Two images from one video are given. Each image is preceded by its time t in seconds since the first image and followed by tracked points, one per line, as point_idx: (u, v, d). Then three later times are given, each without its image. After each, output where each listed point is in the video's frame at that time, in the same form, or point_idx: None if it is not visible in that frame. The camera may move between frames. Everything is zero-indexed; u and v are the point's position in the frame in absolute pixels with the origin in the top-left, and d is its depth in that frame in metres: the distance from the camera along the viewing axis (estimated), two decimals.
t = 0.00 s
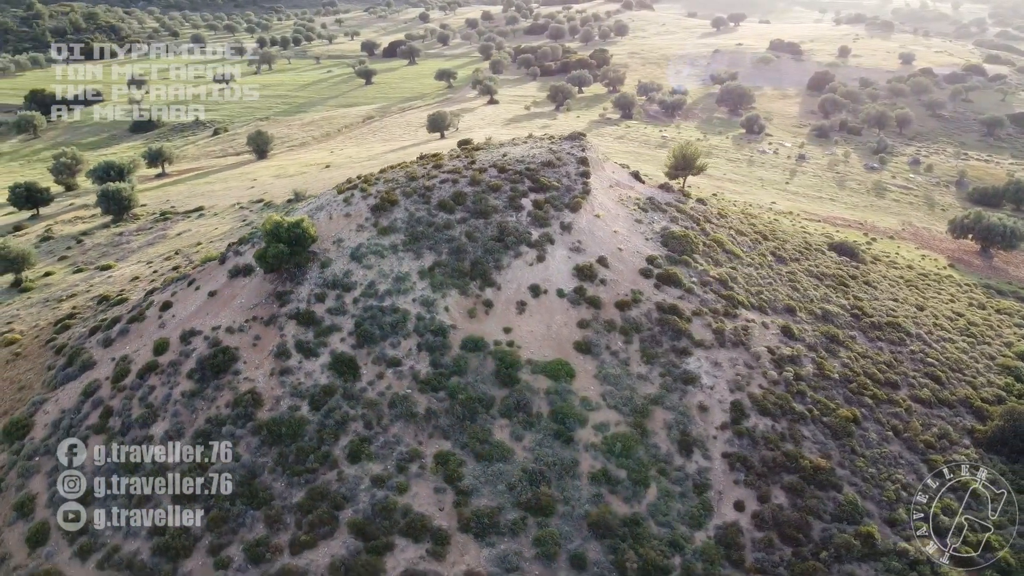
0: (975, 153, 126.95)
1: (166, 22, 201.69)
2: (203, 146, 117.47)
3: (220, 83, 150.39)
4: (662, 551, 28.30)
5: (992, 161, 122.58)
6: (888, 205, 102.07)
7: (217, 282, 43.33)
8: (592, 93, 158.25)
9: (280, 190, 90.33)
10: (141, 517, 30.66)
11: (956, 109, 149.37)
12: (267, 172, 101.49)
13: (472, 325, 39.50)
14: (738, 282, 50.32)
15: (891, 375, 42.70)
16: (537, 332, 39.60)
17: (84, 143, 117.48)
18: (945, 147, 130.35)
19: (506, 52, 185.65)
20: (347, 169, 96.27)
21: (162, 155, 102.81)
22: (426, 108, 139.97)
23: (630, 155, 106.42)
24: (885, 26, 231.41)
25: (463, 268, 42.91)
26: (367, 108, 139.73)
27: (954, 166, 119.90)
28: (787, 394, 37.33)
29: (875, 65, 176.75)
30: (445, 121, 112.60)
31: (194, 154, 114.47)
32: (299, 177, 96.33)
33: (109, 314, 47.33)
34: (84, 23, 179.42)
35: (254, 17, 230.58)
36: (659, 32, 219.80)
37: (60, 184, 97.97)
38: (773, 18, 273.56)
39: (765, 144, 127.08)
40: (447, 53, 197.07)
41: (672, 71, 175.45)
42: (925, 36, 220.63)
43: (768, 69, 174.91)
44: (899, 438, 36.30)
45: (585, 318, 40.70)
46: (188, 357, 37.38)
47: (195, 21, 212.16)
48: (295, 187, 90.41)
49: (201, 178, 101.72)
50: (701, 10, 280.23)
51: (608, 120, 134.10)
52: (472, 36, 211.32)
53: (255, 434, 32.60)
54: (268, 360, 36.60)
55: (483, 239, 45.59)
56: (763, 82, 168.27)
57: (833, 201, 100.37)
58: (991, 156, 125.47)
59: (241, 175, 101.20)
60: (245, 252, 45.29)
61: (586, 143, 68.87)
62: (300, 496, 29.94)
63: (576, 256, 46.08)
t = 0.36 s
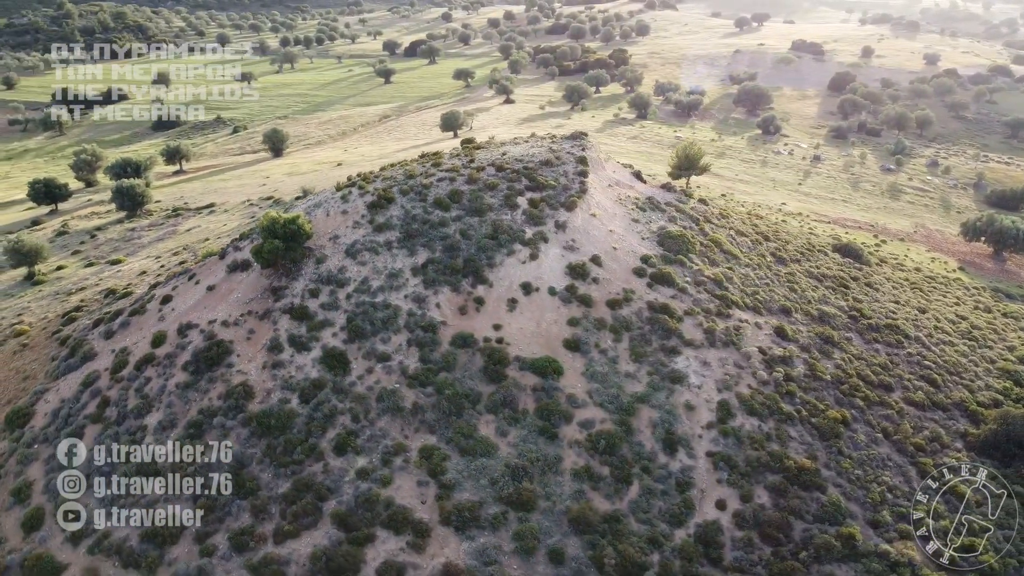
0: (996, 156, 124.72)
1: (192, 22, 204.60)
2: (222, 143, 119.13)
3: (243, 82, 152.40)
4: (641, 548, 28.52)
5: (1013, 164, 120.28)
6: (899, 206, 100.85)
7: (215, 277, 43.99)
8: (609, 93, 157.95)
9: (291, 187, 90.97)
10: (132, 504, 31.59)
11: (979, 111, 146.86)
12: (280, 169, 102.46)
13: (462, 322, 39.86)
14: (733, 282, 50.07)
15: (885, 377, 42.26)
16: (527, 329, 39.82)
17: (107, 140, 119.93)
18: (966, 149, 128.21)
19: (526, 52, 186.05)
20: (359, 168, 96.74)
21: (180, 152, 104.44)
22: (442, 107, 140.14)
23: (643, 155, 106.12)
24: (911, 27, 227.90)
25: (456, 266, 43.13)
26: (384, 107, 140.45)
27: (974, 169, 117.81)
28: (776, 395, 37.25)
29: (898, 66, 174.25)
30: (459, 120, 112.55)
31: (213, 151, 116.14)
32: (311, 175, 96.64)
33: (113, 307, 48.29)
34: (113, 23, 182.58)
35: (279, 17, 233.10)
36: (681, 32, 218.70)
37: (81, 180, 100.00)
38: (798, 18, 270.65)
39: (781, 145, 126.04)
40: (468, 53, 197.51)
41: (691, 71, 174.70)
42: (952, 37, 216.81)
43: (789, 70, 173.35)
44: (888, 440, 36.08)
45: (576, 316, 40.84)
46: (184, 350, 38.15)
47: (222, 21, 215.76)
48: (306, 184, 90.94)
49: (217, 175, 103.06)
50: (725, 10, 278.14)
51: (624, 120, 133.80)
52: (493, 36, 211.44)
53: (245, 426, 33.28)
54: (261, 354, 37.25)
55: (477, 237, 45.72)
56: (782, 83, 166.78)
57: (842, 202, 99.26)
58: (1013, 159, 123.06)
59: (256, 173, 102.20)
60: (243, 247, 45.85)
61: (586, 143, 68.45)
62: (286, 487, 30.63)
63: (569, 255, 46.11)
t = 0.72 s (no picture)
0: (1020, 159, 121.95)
1: (219, 21, 207.14)
2: (241, 141, 120.70)
3: (265, 81, 154.03)
4: (618, 544, 28.90)
5: None
6: (911, 209, 99.42)
7: (213, 271, 44.62)
8: (626, 93, 157.32)
9: (302, 184, 91.64)
10: (129, 498, 32.06)
11: (1006, 113, 143.57)
12: (294, 167, 103.32)
13: (453, 318, 40.21)
14: (727, 282, 49.80)
15: (878, 379, 41.86)
16: (516, 326, 40.06)
17: (131, 138, 122.15)
18: (989, 152, 125.58)
19: (547, 52, 186.15)
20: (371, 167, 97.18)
21: (198, 150, 106.12)
22: (459, 106, 140.19)
23: (656, 155, 105.59)
24: (940, 27, 223.37)
25: (449, 263, 43.33)
26: (402, 106, 140.96)
27: (996, 172, 115.38)
28: (764, 395, 37.17)
29: (924, 67, 171.07)
30: (472, 120, 112.31)
31: (232, 149, 117.69)
32: (322, 172, 96.98)
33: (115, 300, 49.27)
34: (142, 22, 185.10)
35: (304, 16, 235.53)
36: (703, 32, 217.16)
37: (101, 177, 101.96)
38: (825, 18, 266.65)
39: (797, 146, 124.73)
40: (489, 53, 197.68)
41: (712, 71, 173.53)
42: (982, 37, 212.23)
43: (810, 70, 171.30)
44: (876, 442, 35.88)
45: (566, 313, 40.94)
46: (180, 342, 38.94)
47: (249, 21, 219.07)
48: (317, 181, 91.57)
49: (233, 172, 104.38)
50: (751, 10, 275.23)
51: (640, 119, 133.27)
52: (515, 35, 211.19)
53: (235, 417, 34.04)
54: (254, 347, 37.92)
55: (470, 234, 45.69)
56: (804, 83, 164.92)
57: (852, 204, 97.99)
58: None
59: (270, 171, 103.10)
60: (241, 242, 46.44)
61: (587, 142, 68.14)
62: (272, 477, 31.37)
63: (562, 253, 46.13)
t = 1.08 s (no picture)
0: None
1: (244, 21, 210.05)
2: (259, 139, 122.26)
3: (286, 80, 155.85)
4: (596, 540, 29.21)
5: None
6: (922, 211, 98.05)
7: (212, 266, 45.29)
8: (643, 93, 156.80)
9: (313, 181, 92.34)
10: (130, 499, 32.04)
11: None
12: (306, 165, 104.18)
13: (443, 314, 40.61)
14: (721, 282, 49.62)
15: (869, 381, 41.56)
16: (505, 323, 40.39)
17: (153, 135, 124.25)
18: (1010, 155, 123.04)
19: (566, 52, 186.37)
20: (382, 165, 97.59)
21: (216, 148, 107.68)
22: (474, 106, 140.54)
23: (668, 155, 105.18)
24: (968, 28, 218.99)
25: (442, 260, 43.61)
26: (418, 105, 141.61)
27: (1016, 175, 113.06)
28: (751, 395, 37.14)
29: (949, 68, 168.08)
30: (484, 119, 112.53)
31: (249, 147, 119.16)
32: (333, 170, 97.46)
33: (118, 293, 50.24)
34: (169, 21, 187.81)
35: (328, 15, 237.82)
36: (725, 32, 215.87)
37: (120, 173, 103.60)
38: (851, 18, 263.00)
39: (811, 147, 123.61)
40: (509, 53, 197.83)
41: (731, 72, 172.68)
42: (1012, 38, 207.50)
43: (831, 70, 169.32)
44: (863, 444, 35.72)
45: (555, 311, 41.13)
46: (176, 334, 39.74)
47: (274, 20, 221.83)
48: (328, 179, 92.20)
49: (248, 170, 105.65)
50: (775, 10, 272.57)
51: (655, 120, 133.01)
52: (535, 35, 210.93)
53: (225, 408, 34.79)
54: (248, 341, 38.64)
55: (464, 232, 45.92)
56: (823, 84, 163.35)
57: (862, 205, 96.80)
58: None
59: (282, 168, 103.94)
60: (239, 238, 47.08)
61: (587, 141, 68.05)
62: (259, 467, 32.10)
63: (555, 251, 46.30)
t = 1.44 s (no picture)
0: None
1: (269, 20, 212.57)
2: (275, 137, 123.61)
3: (308, 79, 157.27)
4: (572, 535, 29.50)
5: None
6: (934, 214, 96.56)
7: (210, 260, 45.96)
8: (661, 93, 155.94)
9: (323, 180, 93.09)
10: (130, 499, 32.38)
11: None
12: (318, 163, 105.07)
13: (433, 310, 41.01)
14: (715, 282, 49.42)
15: (860, 382, 41.22)
16: (494, 320, 40.73)
17: (175, 132, 126.94)
18: None
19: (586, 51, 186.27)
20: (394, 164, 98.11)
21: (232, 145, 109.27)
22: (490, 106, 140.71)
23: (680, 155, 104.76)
24: (999, 28, 213.81)
25: (435, 257, 43.94)
26: (434, 105, 142.16)
27: None
28: (737, 394, 37.09)
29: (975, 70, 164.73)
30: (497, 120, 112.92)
31: (266, 145, 120.60)
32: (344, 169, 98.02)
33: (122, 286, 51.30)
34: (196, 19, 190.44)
35: (352, 15, 239.87)
36: (747, 32, 214.23)
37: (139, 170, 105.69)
38: (879, 18, 258.67)
39: (827, 148, 122.32)
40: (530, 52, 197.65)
41: (752, 72, 171.55)
42: None
43: (852, 70, 167.16)
44: (850, 445, 35.57)
45: (544, 309, 41.35)
46: (172, 326, 40.47)
47: (298, 19, 224.18)
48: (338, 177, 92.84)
49: (263, 168, 106.84)
50: (800, 10, 269.20)
51: (670, 120, 132.64)
52: (557, 35, 210.64)
53: (216, 399, 35.56)
54: (241, 334, 39.36)
55: (457, 230, 46.33)
56: (844, 84, 161.61)
57: (871, 208, 95.59)
58: None
59: (294, 167, 104.67)
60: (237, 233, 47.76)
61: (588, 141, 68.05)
62: (245, 458, 32.84)
63: (547, 249, 46.49)
